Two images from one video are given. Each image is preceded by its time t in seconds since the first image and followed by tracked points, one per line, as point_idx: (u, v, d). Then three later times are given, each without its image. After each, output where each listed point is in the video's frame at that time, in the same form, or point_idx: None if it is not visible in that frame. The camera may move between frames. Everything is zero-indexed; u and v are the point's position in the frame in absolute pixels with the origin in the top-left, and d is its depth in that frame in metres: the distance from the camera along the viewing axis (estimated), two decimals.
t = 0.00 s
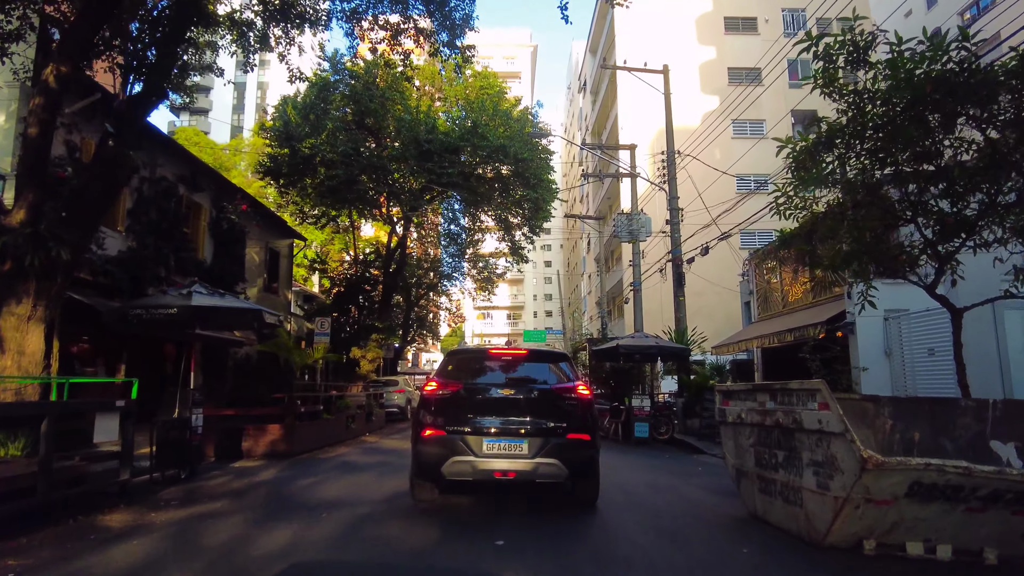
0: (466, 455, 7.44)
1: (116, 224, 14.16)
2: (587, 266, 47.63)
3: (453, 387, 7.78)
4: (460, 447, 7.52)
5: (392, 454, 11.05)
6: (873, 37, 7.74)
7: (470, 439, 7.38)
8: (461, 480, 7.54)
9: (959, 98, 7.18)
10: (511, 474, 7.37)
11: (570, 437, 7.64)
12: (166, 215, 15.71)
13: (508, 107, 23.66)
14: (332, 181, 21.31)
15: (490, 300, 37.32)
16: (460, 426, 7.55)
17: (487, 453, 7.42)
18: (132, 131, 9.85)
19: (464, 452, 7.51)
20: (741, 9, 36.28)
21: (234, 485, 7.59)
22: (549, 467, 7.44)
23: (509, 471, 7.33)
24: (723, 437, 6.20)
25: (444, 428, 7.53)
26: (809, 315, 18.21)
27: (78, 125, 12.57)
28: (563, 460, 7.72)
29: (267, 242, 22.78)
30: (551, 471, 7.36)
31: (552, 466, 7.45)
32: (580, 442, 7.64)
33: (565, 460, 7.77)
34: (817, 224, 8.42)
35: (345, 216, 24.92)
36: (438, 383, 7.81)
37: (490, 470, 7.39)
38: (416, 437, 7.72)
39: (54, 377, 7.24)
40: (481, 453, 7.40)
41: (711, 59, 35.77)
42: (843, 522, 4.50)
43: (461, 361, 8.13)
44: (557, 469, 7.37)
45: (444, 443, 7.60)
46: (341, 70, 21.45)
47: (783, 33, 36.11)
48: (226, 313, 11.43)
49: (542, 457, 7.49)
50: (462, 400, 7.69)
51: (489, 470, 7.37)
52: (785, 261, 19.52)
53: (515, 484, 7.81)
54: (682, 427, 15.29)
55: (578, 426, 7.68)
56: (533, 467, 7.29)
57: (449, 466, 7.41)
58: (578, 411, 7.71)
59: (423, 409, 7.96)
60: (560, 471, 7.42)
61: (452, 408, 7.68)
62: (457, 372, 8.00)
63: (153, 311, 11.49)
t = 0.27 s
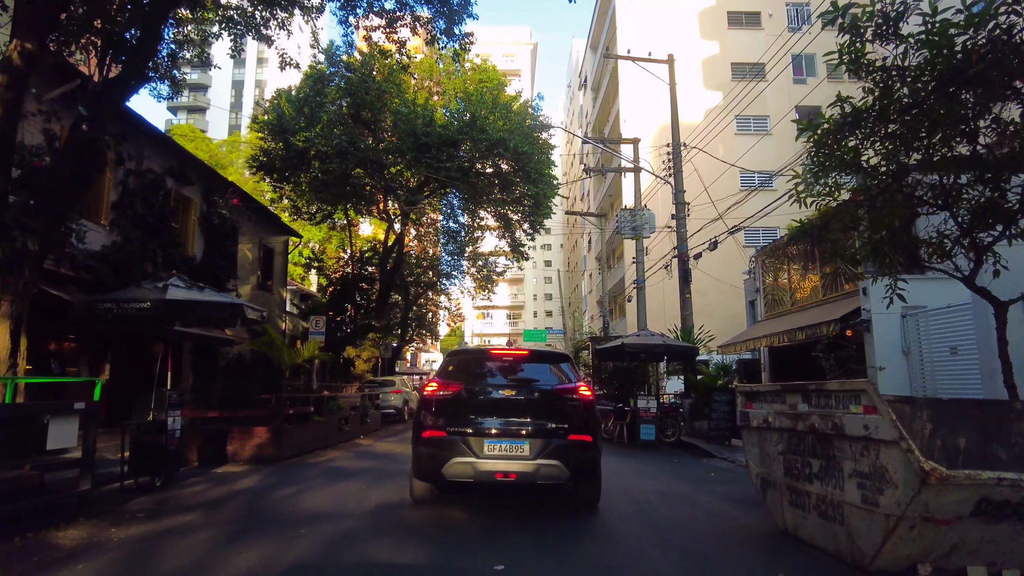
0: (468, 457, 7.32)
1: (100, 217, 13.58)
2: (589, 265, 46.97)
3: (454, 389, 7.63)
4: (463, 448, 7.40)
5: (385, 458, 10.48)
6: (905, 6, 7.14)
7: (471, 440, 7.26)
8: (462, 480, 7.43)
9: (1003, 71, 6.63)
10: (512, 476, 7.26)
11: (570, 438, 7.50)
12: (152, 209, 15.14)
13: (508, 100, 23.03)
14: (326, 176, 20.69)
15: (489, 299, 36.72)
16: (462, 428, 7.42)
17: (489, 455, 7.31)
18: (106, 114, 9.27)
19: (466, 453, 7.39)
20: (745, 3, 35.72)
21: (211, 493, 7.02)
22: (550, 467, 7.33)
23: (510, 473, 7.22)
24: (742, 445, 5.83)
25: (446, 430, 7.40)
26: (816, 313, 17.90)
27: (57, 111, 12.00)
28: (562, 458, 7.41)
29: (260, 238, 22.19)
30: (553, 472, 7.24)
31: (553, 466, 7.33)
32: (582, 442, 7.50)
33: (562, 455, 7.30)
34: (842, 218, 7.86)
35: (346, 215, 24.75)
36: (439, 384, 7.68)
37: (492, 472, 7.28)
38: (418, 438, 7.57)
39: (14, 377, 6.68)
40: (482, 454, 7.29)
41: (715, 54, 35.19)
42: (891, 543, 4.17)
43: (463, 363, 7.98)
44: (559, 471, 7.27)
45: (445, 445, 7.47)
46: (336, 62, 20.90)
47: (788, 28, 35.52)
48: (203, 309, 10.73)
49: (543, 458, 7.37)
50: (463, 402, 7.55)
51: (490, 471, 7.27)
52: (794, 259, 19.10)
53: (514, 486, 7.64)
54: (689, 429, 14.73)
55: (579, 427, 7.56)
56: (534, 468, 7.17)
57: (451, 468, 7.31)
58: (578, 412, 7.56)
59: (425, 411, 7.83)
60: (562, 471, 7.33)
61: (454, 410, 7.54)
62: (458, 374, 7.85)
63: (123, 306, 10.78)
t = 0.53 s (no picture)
0: (468, 459, 7.25)
1: (83, 210, 13.00)
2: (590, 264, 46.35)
3: (455, 390, 7.54)
4: (463, 449, 7.32)
5: (378, 463, 9.94)
6: None
7: (472, 442, 7.18)
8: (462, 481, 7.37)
9: None
10: (512, 478, 7.18)
11: (571, 439, 7.38)
12: (139, 202, 14.59)
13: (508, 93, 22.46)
14: (321, 170, 20.14)
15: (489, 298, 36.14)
16: (462, 429, 7.34)
17: (489, 456, 7.23)
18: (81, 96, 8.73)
19: (466, 454, 7.32)
20: None
21: (186, 502, 6.48)
22: (550, 469, 7.23)
23: (510, 474, 7.14)
24: (773, 450, 5.56)
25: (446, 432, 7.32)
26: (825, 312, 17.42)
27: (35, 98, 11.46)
28: (563, 459, 7.30)
29: (254, 235, 21.65)
30: (553, 474, 7.15)
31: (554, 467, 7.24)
32: (583, 444, 7.38)
33: (564, 455, 7.18)
34: (865, 203, 7.46)
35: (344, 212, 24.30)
36: (440, 386, 7.59)
37: (492, 474, 7.20)
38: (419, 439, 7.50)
39: None
40: (482, 456, 7.21)
41: (718, 49, 34.66)
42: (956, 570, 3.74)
43: (464, 363, 7.88)
44: (559, 472, 7.18)
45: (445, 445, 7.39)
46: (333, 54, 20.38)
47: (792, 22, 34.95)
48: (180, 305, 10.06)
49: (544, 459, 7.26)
50: (464, 403, 7.47)
51: (490, 473, 7.19)
52: (802, 257, 18.57)
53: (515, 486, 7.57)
54: (696, 431, 14.19)
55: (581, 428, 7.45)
56: (533, 469, 7.09)
57: (451, 470, 7.24)
58: (580, 414, 7.45)
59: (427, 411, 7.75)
60: (562, 472, 7.24)
61: (455, 412, 7.45)
62: (459, 374, 7.76)
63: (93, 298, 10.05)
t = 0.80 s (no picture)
0: (467, 460, 7.01)
1: (64, 203, 12.43)
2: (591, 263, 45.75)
3: (454, 391, 7.29)
4: (463, 450, 7.08)
5: (370, 467, 9.40)
6: None
7: (471, 444, 6.95)
8: (462, 483, 7.13)
9: None
10: (513, 481, 6.94)
11: (573, 441, 7.14)
12: (123, 195, 14.01)
13: (508, 85, 21.90)
14: (315, 164, 19.55)
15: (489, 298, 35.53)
16: (462, 431, 7.10)
17: (489, 458, 6.99)
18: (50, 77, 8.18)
19: (466, 456, 7.08)
20: None
21: (155, 513, 5.92)
22: (551, 471, 6.99)
23: (510, 477, 6.91)
24: (806, 459, 5.09)
25: (445, 434, 7.08)
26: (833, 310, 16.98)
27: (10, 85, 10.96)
28: (565, 461, 7.05)
29: (247, 230, 21.11)
30: (555, 477, 6.92)
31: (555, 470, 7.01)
32: (585, 446, 7.13)
33: (565, 457, 6.94)
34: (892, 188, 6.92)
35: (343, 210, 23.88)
36: (439, 387, 7.35)
37: (492, 476, 6.96)
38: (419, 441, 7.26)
39: None
40: (482, 457, 6.97)
41: (721, 44, 34.14)
42: None
43: (464, 364, 7.63)
44: (560, 475, 6.95)
45: (444, 447, 7.15)
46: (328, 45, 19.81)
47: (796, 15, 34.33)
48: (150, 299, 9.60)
49: (545, 462, 7.02)
50: (463, 404, 7.23)
51: (490, 475, 6.95)
52: (810, 254, 18.01)
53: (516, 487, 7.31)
54: (704, 433, 13.65)
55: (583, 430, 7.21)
56: (533, 471, 6.84)
57: (450, 472, 7.01)
58: (582, 415, 7.20)
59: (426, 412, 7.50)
60: (563, 475, 7.01)
61: (455, 413, 7.21)
62: (459, 375, 7.51)
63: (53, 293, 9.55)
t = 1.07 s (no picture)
0: (468, 462, 6.88)
1: (47, 196, 11.99)
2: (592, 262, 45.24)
3: (455, 393, 7.15)
4: (464, 452, 6.95)
5: (363, 472, 8.95)
6: None
7: (472, 445, 6.82)
8: (463, 485, 7.00)
9: None
10: (514, 482, 6.81)
11: (573, 442, 7.02)
12: (110, 189, 13.53)
13: (508, 78, 21.39)
14: (311, 158, 19.05)
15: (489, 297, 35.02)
16: (463, 432, 6.97)
17: (490, 459, 6.86)
18: (20, 58, 7.70)
19: (466, 457, 6.94)
20: None
21: (123, 526, 5.44)
22: (552, 473, 6.86)
23: (512, 478, 6.78)
24: (843, 468, 4.74)
25: (447, 435, 6.93)
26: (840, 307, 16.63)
27: None
28: (566, 462, 6.92)
29: (242, 227, 20.63)
30: (556, 478, 6.80)
31: (556, 471, 6.89)
32: (586, 447, 7.02)
33: (565, 458, 6.82)
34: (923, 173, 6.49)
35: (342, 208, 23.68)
36: (441, 388, 7.21)
37: (493, 478, 6.82)
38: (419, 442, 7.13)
39: None
40: (483, 459, 6.84)
41: (725, 39, 33.63)
42: None
43: (465, 365, 7.49)
44: (562, 476, 6.83)
45: (444, 448, 7.01)
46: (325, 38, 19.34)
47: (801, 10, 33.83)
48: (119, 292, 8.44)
49: (546, 463, 6.89)
50: (464, 405, 7.09)
51: (491, 476, 6.83)
52: (818, 250, 17.52)
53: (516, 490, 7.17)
54: (712, 435, 13.19)
55: (584, 431, 7.10)
56: (534, 473, 6.74)
57: (451, 474, 6.88)
58: (582, 417, 7.08)
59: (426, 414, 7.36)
60: (564, 476, 6.89)
61: (456, 415, 7.07)
62: (460, 377, 7.37)
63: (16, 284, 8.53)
